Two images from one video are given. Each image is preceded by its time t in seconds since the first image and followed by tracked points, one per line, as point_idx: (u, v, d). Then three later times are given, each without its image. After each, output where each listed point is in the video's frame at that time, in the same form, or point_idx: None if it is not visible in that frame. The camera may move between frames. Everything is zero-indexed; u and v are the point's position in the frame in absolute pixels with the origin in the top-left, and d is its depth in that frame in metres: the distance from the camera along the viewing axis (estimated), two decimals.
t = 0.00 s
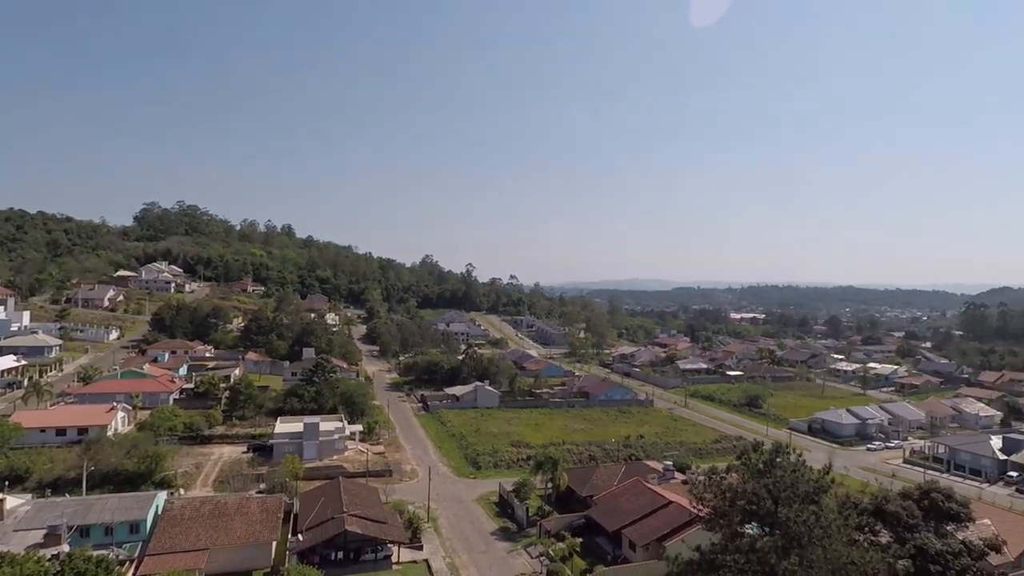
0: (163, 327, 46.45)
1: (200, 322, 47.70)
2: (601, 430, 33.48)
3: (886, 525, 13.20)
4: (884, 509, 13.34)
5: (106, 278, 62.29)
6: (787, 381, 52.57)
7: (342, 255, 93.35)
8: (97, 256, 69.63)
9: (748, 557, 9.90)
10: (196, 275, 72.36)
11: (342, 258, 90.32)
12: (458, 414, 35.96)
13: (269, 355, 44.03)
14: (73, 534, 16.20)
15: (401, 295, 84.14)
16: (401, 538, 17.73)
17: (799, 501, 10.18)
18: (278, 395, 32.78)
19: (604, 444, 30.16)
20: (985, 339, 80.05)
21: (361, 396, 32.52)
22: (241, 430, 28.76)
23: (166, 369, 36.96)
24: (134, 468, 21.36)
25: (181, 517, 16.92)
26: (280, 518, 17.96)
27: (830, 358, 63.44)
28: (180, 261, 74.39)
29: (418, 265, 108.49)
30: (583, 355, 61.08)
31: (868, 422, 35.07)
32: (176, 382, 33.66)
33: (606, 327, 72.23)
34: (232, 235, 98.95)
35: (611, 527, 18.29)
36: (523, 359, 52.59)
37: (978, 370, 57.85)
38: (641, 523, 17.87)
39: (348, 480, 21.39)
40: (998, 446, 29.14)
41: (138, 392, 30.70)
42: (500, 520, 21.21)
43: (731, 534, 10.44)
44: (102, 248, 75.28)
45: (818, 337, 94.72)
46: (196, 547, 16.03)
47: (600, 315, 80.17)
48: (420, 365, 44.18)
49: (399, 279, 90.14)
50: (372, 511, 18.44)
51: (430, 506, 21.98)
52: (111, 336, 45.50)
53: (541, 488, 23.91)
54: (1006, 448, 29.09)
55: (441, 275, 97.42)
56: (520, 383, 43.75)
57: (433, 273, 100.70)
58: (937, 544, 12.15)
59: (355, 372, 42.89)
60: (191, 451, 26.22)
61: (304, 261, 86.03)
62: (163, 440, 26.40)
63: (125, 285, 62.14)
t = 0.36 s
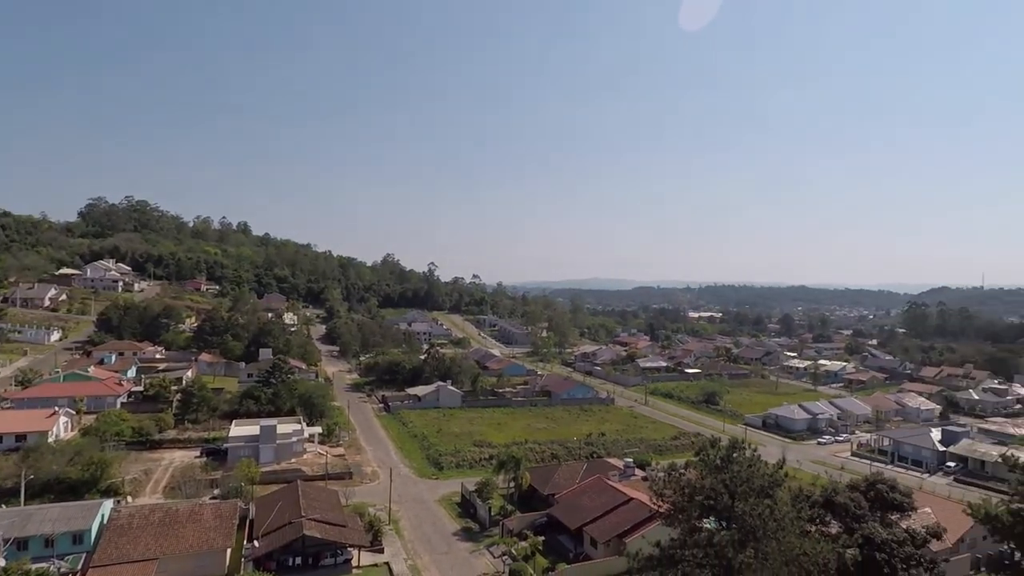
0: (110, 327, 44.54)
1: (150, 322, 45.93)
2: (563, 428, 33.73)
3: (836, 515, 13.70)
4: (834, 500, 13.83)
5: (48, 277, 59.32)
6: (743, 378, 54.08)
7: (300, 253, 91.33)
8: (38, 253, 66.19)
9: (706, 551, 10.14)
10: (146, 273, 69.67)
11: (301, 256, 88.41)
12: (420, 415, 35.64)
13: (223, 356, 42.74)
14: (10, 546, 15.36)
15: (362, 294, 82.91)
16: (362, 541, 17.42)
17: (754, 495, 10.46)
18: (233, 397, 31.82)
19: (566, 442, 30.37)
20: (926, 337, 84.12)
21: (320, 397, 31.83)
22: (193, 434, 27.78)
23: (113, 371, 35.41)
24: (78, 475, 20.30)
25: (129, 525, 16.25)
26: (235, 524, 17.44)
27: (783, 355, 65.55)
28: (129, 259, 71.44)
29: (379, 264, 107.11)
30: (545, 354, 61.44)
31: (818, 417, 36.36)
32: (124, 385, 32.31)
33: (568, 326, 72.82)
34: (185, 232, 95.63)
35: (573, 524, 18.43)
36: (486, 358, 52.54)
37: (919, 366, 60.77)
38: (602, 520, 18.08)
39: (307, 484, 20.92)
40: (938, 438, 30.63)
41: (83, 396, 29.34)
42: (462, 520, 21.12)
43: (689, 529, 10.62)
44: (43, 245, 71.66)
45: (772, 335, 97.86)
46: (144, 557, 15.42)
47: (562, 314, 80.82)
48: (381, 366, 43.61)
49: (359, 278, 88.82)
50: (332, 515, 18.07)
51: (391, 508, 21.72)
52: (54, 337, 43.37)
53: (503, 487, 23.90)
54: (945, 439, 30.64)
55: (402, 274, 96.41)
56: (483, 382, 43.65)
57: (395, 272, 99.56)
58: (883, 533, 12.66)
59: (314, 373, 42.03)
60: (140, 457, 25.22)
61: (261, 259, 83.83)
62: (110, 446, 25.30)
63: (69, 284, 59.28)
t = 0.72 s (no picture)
0: (48, 329, 42.30)
1: (92, 323, 43.87)
2: (524, 427, 33.83)
3: (786, 508, 14.15)
4: (785, 493, 14.27)
5: None
6: (699, 375, 55.41)
7: (255, 251, 88.81)
8: None
9: (664, 546, 10.33)
10: (89, 271, 66.51)
11: (255, 254, 85.97)
12: (379, 416, 35.15)
13: (173, 357, 41.18)
14: None
15: (320, 293, 81.21)
16: (319, 545, 17.01)
17: (710, 490, 10.70)
18: (183, 400, 30.66)
19: (527, 441, 30.46)
20: (869, 333, 88.04)
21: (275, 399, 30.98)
22: (139, 440, 26.63)
23: (52, 375, 33.62)
24: (13, 486, 19.01)
25: (69, 537, 15.45)
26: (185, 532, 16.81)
27: (736, 353, 67.49)
28: (69, 256, 68.02)
29: (337, 263, 105.21)
30: (506, 353, 61.52)
31: (770, 412, 37.55)
32: (65, 389, 30.74)
33: (528, 325, 73.13)
34: (131, 229, 91.72)
35: (533, 523, 18.51)
36: (446, 357, 52.23)
37: (863, 361, 63.51)
38: (562, 518, 18.21)
39: (261, 488, 20.33)
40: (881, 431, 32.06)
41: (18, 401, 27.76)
42: (423, 521, 20.93)
43: (648, 524, 10.78)
44: None
45: (726, 333, 100.64)
46: (86, 570, 14.68)
47: (523, 312, 81.17)
48: (339, 366, 42.80)
49: (317, 277, 87.03)
50: (287, 520, 17.59)
51: (350, 511, 21.33)
52: None
53: (464, 487, 23.79)
54: (887, 432, 32.12)
55: (361, 272, 94.92)
56: (444, 382, 43.36)
57: (354, 270, 97.96)
58: (831, 523, 13.12)
59: (269, 374, 40.93)
60: (82, 464, 24.04)
61: (213, 257, 81.16)
62: (48, 454, 24.01)
63: (2, 282, 55.97)
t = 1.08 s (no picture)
0: None
1: (28, 324, 41.58)
2: (484, 427, 33.80)
3: (739, 501, 14.56)
4: (738, 487, 14.67)
5: None
6: (655, 373, 56.57)
7: (206, 249, 85.89)
8: None
9: (622, 542, 10.52)
10: (24, 269, 63.03)
11: (206, 252, 83.16)
12: (336, 417, 34.52)
13: (117, 359, 39.42)
14: None
15: (274, 292, 79.17)
16: (273, 552, 16.53)
17: (667, 486, 10.89)
18: (128, 404, 29.37)
19: (487, 440, 30.44)
20: (816, 331, 91.68)
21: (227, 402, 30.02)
22: (80, 447, 25.37)
23: None
24: None
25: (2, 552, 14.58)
26: (130, 542, 16.09)
27: (691, 351, 69.18)
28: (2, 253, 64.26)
29: (293, 261, 102.83)
30: (466, 352, 61.35)
31: (723, 408, 38.64)
32: None
33: (489, 324, 73.13)
34: (71, 225, 87.37)
35: (494, 523, 18.51)
36: (405, 357, 51.72)
37: (811, 358, 66.04)
38: (522, 517, 18.27)
39: (213, 495, 19.64)
40: (826, 424, 33.43)
41: None
42: (381, 523, 20.65)
43: (606, 521, 10.91)
44: None
45: (682, 332, 103.15)
46: None
47: (483, 311, 81.15)
48: (294, 367, 41.84)
49: (271, 275, 84.86)
50: (240, 526, 17.04)
51: (305, 515, 20.86)
52: None
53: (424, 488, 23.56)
54: (833, 425, 33.50)
55: (318, 270, 93.01)
56: (403, 382, 42.91)
57: (310, 269, 95.94)
58: (782, 515, 13.57)
59: (221, 376, 39.67)
60: (17, 474, 22.75)
61: (161, 254, 78.12)
62: None
63: None
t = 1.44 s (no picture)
0: None
1: None
2: (443, 427, 33.59)
3: (693, 495, 14.94)
4: (692, 482, 15.05)
5: None
6: (612, 371, 57.44)
7: (150, 246, 82.32)
8: None
9: (580, 540, 10.67)
10: None
11: (151, 249, 79.73)
12: (290, 420, 33.67)
13: (53, 363, 37.38)
14: None
15: (224, 292, 76.58)
16: (223, 560, 16.00)
17: (624, 483, 11.04)
18: (66, 409, 27.90)
19: (445, 441, 30.25)
20: (765, 328, 94.88)
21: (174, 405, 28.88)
22: (12, 456, 23.96)
23: None
24: None
25: None
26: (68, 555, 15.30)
27: (647, 348, 70.55)
28: None
29: (244, 259, 99.69)
30: (424, 351, 60.84)
31: (678, 405, 39.54)
32: None
33: (447, 323, 72.72)
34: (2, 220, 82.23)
35: (452, 523, 18.41)
36: (362, 357, 50.88)
37: (760, 355, 68.33)
38: (481, 516, 18.25)
39: (158, 503, 18.87)
40: (775, 419, 34.64)
41: None
42: (337, 527, 20.26)
43: (564, 519, 10.99)
44: None
45: (637, 330, 104.98)
46: None
47: (442, 310, 80.61)
48: (245, 369, 40.58)
49: (221, 274, 82.04)
50: (188, 535, 16.41)
51: (257, 521, 20.27)
52: None
53: (381, 491, 23.21)
54: (781, 420, 34.71)
55: (271, 269, 90.48)
56: (359, 382, 42.18)
57: (262, 267, 93.21)
58: (733, 508, 13.96)
59: (167, 378, 38.13)
60: None
61: (102, 251, 74.48)
62: None
63: None
